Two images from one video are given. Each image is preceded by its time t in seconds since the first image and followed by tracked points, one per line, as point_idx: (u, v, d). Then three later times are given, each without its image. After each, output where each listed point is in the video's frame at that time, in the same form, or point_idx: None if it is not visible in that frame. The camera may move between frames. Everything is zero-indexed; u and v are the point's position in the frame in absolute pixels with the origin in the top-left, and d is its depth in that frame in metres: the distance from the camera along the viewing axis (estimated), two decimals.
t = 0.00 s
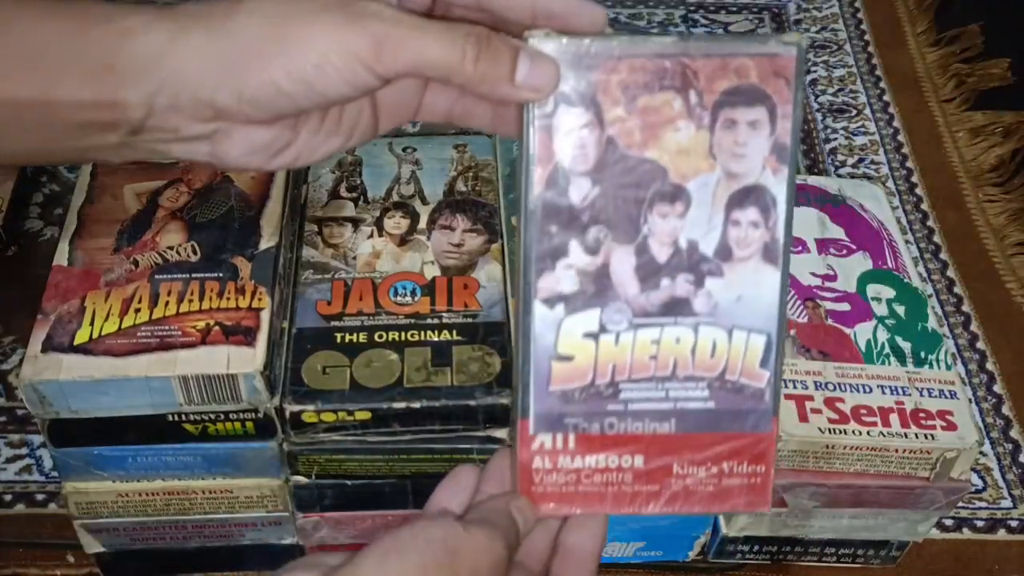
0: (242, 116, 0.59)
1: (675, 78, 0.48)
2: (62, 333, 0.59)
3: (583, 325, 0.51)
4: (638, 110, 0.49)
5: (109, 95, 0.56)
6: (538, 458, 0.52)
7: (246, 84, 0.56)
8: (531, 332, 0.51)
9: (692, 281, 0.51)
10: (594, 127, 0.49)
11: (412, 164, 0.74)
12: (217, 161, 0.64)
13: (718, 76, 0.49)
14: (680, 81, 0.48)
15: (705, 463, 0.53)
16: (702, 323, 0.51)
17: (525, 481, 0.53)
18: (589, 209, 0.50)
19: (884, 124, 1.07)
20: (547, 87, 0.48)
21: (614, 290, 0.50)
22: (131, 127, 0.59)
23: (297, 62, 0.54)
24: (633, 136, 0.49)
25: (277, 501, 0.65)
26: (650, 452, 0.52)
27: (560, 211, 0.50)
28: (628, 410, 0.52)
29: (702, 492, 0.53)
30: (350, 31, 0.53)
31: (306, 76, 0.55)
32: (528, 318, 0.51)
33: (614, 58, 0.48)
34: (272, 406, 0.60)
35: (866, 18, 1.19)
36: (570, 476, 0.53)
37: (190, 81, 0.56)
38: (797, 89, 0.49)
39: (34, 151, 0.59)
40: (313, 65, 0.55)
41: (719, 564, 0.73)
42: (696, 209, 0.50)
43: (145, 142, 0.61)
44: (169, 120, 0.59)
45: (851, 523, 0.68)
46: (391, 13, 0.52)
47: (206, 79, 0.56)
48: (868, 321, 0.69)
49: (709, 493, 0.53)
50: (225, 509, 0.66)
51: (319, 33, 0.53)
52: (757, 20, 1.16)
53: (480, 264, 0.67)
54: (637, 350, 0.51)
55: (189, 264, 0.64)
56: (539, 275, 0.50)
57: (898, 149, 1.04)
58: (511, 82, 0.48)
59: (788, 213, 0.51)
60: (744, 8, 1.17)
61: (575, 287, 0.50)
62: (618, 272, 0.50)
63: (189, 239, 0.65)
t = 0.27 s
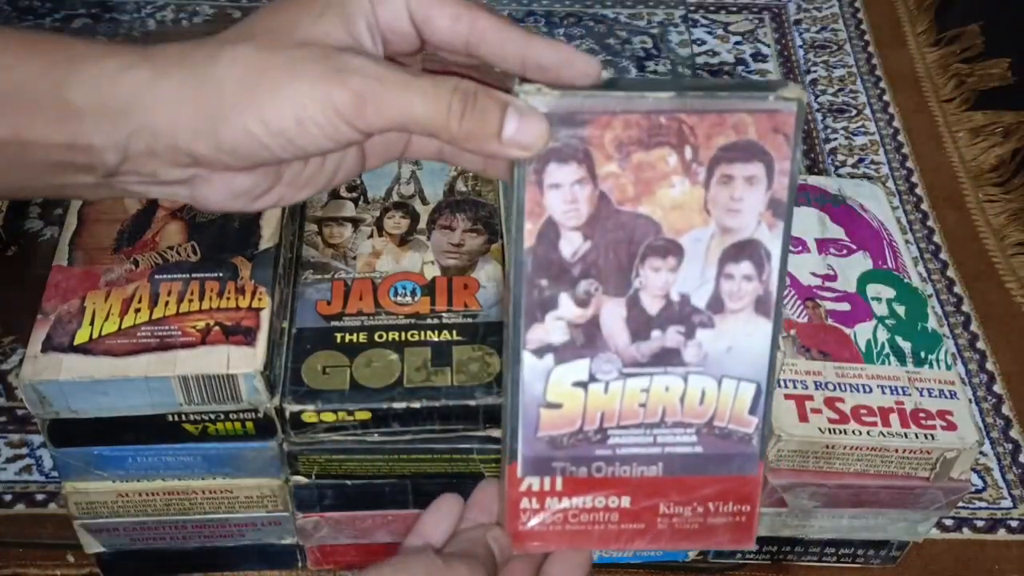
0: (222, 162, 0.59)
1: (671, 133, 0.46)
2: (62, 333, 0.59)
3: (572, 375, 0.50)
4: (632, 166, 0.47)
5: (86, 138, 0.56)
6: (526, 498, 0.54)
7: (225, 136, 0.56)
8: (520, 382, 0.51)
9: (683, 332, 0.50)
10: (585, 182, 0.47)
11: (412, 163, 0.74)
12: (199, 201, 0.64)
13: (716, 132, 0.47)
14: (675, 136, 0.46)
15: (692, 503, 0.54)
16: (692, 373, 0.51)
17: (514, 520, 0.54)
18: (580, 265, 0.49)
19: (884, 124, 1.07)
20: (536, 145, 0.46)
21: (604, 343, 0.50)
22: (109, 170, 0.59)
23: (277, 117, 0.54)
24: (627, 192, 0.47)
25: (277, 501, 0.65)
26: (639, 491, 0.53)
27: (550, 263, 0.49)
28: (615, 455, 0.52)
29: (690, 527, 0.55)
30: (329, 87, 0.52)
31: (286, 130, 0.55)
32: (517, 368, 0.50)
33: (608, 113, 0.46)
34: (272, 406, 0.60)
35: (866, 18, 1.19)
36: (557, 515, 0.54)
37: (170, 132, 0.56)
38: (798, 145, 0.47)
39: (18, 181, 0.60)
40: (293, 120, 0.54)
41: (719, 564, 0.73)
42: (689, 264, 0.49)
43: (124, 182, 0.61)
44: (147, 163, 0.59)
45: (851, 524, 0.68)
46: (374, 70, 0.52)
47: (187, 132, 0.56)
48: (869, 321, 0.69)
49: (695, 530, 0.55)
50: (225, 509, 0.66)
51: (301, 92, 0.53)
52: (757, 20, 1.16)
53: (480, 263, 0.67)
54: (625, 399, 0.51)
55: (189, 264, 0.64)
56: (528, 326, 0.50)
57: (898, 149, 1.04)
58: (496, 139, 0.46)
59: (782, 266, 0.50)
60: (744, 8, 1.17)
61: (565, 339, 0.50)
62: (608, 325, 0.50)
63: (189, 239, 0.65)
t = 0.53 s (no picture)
0: (217, 182, 0.59)
1: (677, 153, 0.46)
2: (62, 333, 0.59)
3: (573, 394, 0.51)
4: (636, 187, 0.47)
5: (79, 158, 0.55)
6: (524, 513, 0.55)
7: (220, 154, 0.56)
8: (520, 401, 0.51)
9: (685, 352, 0.50)
10: (589, 203, 0.47)
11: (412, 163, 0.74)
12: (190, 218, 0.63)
13: (723, 152, 0.46)
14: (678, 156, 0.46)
15: (691, 520, 0.55)
16: (694, 393, 0.51)
17: (513, 534, 0.56)
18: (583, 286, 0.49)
19: (884, 124, 1.07)
20: (536, 164, 0.45)
21: (605, 363, 0.50)
22: (100, 187, 0.58)
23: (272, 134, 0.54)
24: (630, 212, 0.47)
25: (277, 501, 0.65)
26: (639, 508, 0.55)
27: (551, 283, 0.49)
28: (615, 472, 0.53)
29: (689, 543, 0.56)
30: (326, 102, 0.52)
31: (282, 149, 0.55)
32: (518, 386, 0.51)
33: (613, 132, 0.46)
34: (272, 406, 0.60)
35: (866, 18, 1.19)
36: (556, 530, 0.56)
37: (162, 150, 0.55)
38: (807, 169, 0.47)
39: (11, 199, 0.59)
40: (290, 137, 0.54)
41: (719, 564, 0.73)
42: (692, 286, 0.49)
43: (115, 201, 0.60)
44: (140, 182, 0.58)
45: (851, 523, 0.68)
46: (372, 87, 0.52)
47: (180, 152, 0.55)
48: (869, 321, 0.69)
49: (693, 545, 0.56)
50: (225, 509, 0.66)
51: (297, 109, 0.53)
52: (757, 20, 1.16)
53: (480, 263, 0.67)
54: (626, 418, 0.52)
55: (189, 264, 0.64)
56: (529, 345, 0.50)
57: (898, 149, 1.04)
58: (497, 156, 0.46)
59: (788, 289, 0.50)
60: (744, 8, 1.17)
61: (566, 358, 0.50)
62: (610, 345, 0.50)
63: (189, 239, 0.65)
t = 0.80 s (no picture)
0: (217, 177, 0.59)
1: (675, 141, 0.46)
2: (62, 333, 0.59)
3: (570, 382, 0.51)
4: (635, 176, 0.47)
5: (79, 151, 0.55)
6: (519, 502, 0.54)
7: (219, 146, 0.55)
8: (516, 388, 0.51)
9: (682, 341, 0.50)
10: (587, 190, 0.47)
11: (412, 163, 0.74)
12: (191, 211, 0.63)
13: (722, 142, 0.46)
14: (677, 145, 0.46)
15: (687, 510, 0.55)
16: (690, 382, 0.51)
17: (507, 523, 0.55)
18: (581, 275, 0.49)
19: (884, 124, 1.07)
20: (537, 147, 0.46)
21: (603, 351, 0.50)
22: (99, 182, 0.58)
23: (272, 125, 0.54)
24: (629, 200, 0.47)
25: (277, 501, 0.65)
26: (636, 498, 0.54)
27: (549, 271, 0.49)
28: (611, 461, 0.53)
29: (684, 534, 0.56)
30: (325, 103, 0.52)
31: (281, 139, 0.55)
32: (514, 373, 0.51)
33: (612, 120, 0.46)
34: (272, 406, 0.60)
35: (866, 18, 1.19)
36: (550, 518, 0.55)
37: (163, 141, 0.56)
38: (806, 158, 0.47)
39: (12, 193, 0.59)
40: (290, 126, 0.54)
41: (719, 564, 0.73)
42: (690, 274, 0.49)
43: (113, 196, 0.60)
44: (139, 179, 0.58)
45: (851, 523, 0.68)
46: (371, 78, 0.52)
47: (178, 144, 0.55)
48: (869, 321, 0.69)
49: (687, 536, 0.56)
50: (225, 509, 0.66)
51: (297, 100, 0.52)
52: (757, 20, 1.16)
53: (480, 263, 0.67)
54: (623, 407, 0.51)
55: (189, 264, 0.64)
56: (526, 332, 0.50)
57: (898, 149, 1.04)
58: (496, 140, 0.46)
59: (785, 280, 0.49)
60: (744, 8, 1.17)
61: (562, 346, 0.50)
62: (607, 334, 0.50)
63: (189, 239, 0.65)
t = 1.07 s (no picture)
0: (219, 156, 0.59)
1: (669, 108, 0.47)
2: (62, 333, 0.59)
3: (570, 353, 0.50)
4: (630, 140, 0.47)
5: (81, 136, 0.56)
6: (521, 480, 0.53)
7: (221, 125, 0.55)
8: (516, 360, 0.50)
9: (681, 310, 0.50)
10: (583, 156, 0.47)
11: (412, 163, 0.74)
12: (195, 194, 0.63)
13: (714, 107, 0.47)
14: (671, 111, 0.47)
15: (690, 488, 0.53)
16: (690, 352, 0.50)
17: (510, 501, 0.53)
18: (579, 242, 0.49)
19: (884, 124, 1.07)
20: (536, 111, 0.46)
21: (601, 321, 0.50)
22: (102, 166, 0.58)
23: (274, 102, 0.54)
24: (624, 166, 0.47)
25: (277, 501, 0.65)
26: (639, 474, 0.53)
27: (547, 240, 0.49)
28: (612, 435, 0.51)
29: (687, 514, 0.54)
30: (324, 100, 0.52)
31: (283, 115, 0.54)
32: (514, 345, 0.50)
33: (607, 86, 0.46)
34: (272, 406, 0.60)
35: (866, 18, 1.19)
36: (553, 497, 0.53)
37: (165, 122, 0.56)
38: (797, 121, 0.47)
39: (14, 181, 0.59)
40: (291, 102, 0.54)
41: (719, 564, 0.73)
42: (687, 242, 0.49)
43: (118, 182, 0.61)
44: (143, 161, 0.58)
45: (851, 523, 0.68)
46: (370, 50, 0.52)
47: (180, 125, 0.55)
48: (869, 321, 0.69)
49: (691, 516, 0.54)
50: (225, 509, 0.66)
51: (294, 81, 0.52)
52: (757, 20, 1.16)
53: (480, 263, 0.67)
54: (623, 378, 0.51)
55: (189, 263, 0.64)
56: (525, 303, 0.50)
57: (898, 149, 1.04)
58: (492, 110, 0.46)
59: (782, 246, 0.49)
60: (744, 8, 1.17)
61: (561, 316, 0.50)
62: (606, 303, 0.49)
63: (189, 239, 0.65)
